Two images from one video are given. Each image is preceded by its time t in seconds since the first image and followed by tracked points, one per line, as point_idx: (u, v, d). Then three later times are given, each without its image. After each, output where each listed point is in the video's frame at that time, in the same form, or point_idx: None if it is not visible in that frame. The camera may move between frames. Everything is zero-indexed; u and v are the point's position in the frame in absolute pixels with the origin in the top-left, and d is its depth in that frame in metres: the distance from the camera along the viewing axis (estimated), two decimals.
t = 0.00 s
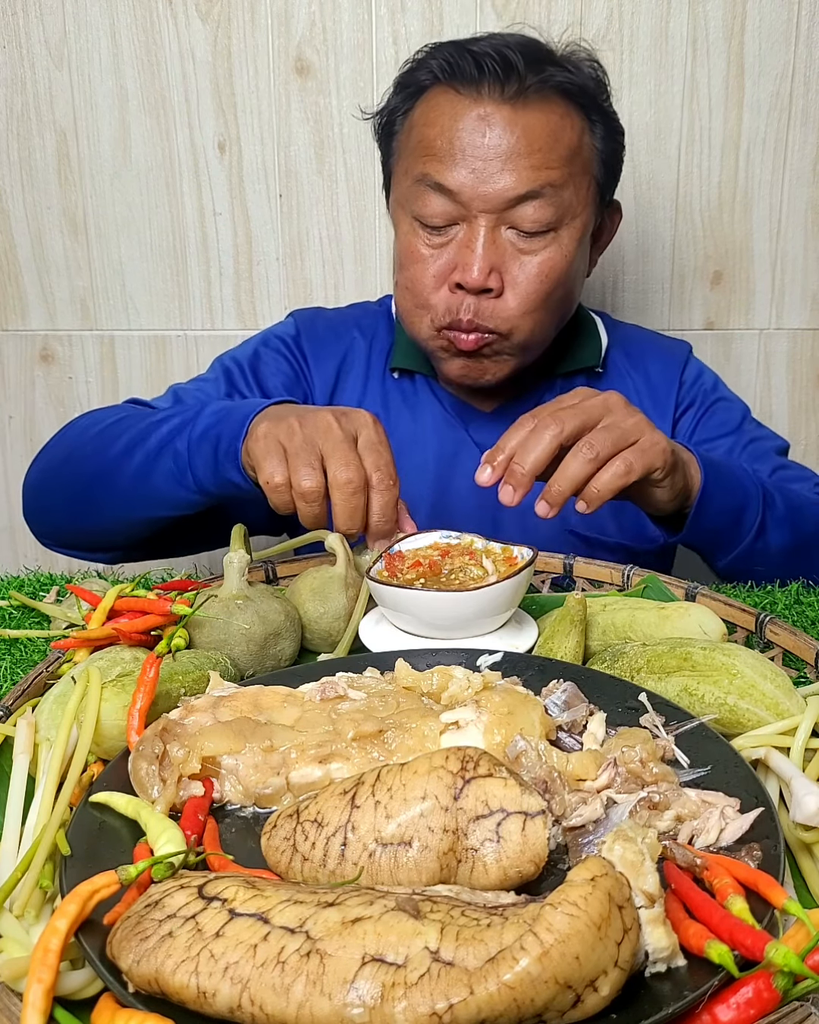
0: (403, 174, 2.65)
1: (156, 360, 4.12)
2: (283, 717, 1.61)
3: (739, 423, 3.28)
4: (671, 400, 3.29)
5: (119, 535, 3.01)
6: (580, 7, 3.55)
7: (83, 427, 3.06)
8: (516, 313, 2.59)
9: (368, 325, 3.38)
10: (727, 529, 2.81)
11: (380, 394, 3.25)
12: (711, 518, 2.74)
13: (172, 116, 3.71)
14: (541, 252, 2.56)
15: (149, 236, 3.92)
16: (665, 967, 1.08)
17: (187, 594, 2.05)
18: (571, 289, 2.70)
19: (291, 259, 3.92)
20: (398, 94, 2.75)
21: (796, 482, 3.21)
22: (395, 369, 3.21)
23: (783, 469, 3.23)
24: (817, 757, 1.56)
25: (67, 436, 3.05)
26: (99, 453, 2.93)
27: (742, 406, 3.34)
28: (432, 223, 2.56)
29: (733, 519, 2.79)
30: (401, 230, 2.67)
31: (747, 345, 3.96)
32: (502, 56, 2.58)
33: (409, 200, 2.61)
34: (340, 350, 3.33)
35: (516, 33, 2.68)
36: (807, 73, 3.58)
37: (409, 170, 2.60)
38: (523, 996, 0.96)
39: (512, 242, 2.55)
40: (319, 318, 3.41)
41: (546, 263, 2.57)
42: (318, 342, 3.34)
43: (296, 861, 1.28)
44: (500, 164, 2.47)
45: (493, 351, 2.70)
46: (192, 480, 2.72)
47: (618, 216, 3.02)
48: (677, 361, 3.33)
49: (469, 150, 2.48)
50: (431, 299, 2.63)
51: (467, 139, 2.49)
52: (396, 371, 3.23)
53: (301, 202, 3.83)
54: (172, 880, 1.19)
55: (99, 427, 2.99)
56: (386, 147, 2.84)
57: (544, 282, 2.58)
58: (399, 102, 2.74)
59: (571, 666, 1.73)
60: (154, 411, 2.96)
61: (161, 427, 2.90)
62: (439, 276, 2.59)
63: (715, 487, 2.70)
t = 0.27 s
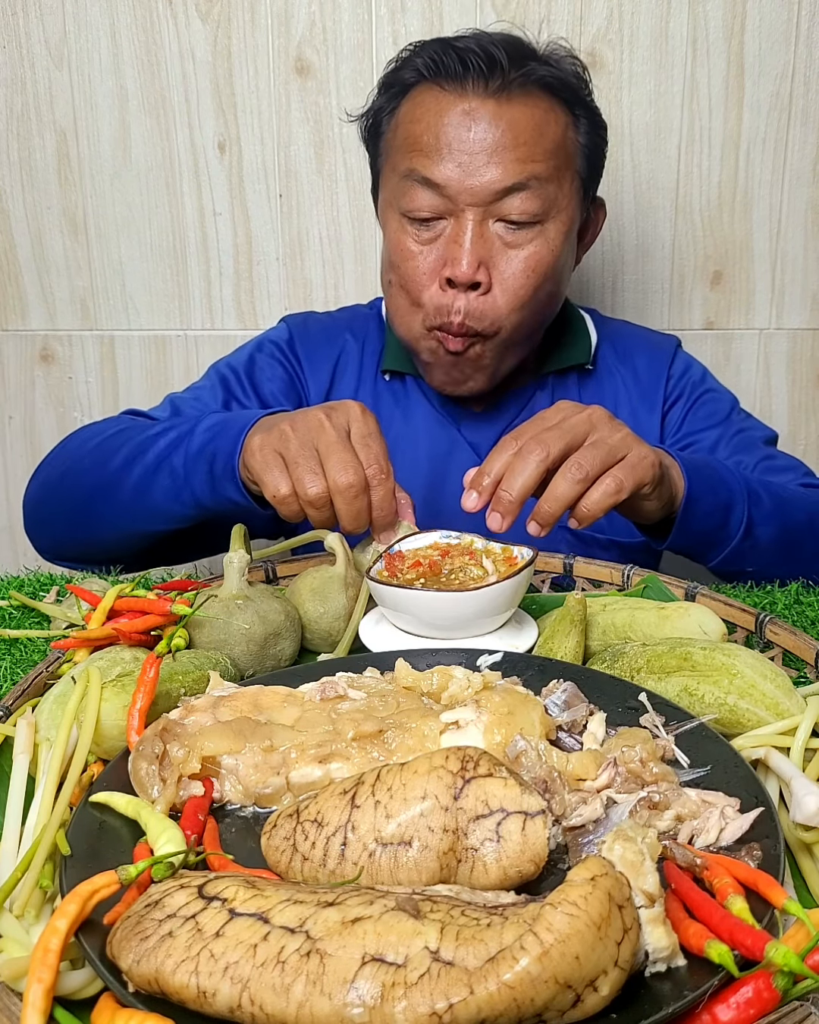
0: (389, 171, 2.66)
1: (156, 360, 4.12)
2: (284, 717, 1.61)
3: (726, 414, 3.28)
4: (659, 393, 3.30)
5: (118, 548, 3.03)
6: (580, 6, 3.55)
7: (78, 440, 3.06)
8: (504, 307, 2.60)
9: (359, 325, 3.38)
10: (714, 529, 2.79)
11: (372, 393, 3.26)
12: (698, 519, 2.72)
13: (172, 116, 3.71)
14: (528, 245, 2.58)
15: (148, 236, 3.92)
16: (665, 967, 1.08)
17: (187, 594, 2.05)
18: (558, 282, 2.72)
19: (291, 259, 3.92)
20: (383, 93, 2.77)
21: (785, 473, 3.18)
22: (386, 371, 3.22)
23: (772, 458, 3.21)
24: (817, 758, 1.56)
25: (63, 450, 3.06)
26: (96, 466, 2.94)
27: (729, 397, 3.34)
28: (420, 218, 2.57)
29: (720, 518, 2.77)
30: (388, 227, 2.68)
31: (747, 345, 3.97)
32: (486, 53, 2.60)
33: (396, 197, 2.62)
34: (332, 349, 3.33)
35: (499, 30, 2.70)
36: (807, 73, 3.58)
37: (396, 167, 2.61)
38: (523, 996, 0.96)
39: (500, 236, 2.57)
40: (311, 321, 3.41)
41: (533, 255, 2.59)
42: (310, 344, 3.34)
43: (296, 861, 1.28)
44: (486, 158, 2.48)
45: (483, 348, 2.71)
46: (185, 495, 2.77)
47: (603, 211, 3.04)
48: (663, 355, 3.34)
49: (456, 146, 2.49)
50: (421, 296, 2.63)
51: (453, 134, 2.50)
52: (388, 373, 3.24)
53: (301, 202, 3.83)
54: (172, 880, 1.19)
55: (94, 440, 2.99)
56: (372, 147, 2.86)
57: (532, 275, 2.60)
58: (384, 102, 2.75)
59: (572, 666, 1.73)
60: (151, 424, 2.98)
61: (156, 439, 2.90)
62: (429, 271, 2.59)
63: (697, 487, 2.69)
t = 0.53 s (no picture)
0: (392, 170, 2.66)
1: (156, 360, 4.12)
2: (284, 717, 1.61)
3: (721, 410, 3.28)
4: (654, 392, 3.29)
5: (110, 561, 3.04)
6: (580, 6, 3.55)
7: (72, 451, 3.11)
8: (507, 309, 2.61)
9: (354, 330, 3.40)
10: (705, 529, 2.79)
11: (368, 396, 3.27)
12: (689, 519, 2.72)
13: (172, 116, 3.71)
14: (531, 247, 2.58)
15: (148, 236, 3.92)
16: (665, 967, 1.08)
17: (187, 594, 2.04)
18: (560, 285, 2.72)
19: (291, 259, 3.92)
20: (385, 92, 2.77)
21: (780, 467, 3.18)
22: (383, 374, 3.23)
23: (766, 454, 3.21)
24: (817, 758, 1.56)
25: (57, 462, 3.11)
26: (87, 477, 2.98)
27: (724, 393, 3.34)
28: (422, 218, 2.57)
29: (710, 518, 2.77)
30: (390, 226, 2.68)
31: (746, 345, 3.97)
32: (490, 53, 2.61)
33: (399, 196, 2.62)
34: (327, 353, 3.34)
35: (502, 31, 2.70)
36: (807, 73, 3.58)
37: (398, 166, 2.61)
38: (523, 996, 0.96)
39: (503, 238, 2.56)
40: (306, 326, 3.43)
41: (537, 258, 2.59)
42: (304, 349, 3.35)
43: (296, 861, 1.28)
44: (491, 159, 2.48)
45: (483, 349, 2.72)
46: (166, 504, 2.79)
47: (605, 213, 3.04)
48: (657, 351, 3.34)
49: (460, 147, 2.49)
50: (421, 296, 2.63)
51: (457, 135, 2.50)
52: (385, 376, 3.25)
53: (301, 202, 3.83)
54: (172, 880, 1.19)
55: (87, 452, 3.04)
56: (372, 146, 2.85)
57: (535, 278, 2.60)
58: (386, 100, 2.75)
59: (572, 666, 1.73)
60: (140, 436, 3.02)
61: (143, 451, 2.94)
62: (430, 272, 2.59)
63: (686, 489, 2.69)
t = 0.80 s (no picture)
0: (393, 166, 2.66)
1: (156, 360, 4.12)
2: (283, 717, 1.61)
3: (717, 405, 3.28)
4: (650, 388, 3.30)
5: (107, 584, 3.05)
6: (579, 6, 3.55)
7: (67, 475, 3.11)
8: (507, 310, 2.60)
9: (350, 335, 3.40)
10: (671, 530, 2.78)
11: (366, 401, 3.27)
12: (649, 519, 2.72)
13: (172, 116, 3.71)
14: (533, 248, 2.58)
15: (149, 236, 3.92)
16: (665, 967, 1.08)
17: (187, 593, 2.04)
18: (561, 288, 2.72)
19: (291, 259, 3.92)
20: (390, 87, 2.77)
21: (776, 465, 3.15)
22: (382, 379, 3.23)
23: (761, 448, 3.19)
24: (817, 758, 1.56)
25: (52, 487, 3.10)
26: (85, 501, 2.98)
27: (722, 387, 3.34)
28: (422, 215, 2.56)
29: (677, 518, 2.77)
30: (390, 223, 2.67)
31: (746, 345, 3.97)
32: (496, 49, 2.61)
33: (399, 192, 2.62)
34: (324, 360, 3.34)
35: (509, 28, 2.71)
36: (807, 73, 3.58)
37: (400, 162, 2.61)
38: (523, 996, 0.96)
39: (504, 238, 2.57)
40: (301, 329, 3.42)
41: (538, 259, 2.59)
42: (300, 355, 3.34)
43: (296, 861, 1.28)
44: (493, 157, 2.48)
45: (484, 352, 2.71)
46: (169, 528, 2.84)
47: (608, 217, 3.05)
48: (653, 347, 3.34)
49: (462, 143, 2.49)
50: (421, 295, 2.63)
51: (460, 131, 2.50)
52: (384, 380, 3.25)
53: (301, 202, 3.83)
54: (172, 880, 1.19)
55: (82, 477, 3.04)
56: (375, 141, 2.86)
57: (537, 279, 2.60)
58: (390, 94, 2.76)
59: (571, 666, 1.73)
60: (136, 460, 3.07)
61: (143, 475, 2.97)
62: (430, 270, 2.58)
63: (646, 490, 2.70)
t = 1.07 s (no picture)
0: (366, 161, 2.68)
1: (156, 360, 4.12)
2: (284, 717, 1.61)
3: (720, 411, 3.28)
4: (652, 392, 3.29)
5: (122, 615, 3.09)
6: (580, 6, 3.55)
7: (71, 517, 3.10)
8: (483, 304, 2.60)
9: (339, 342, 3.40)
10: (683, 539, 2.78)
11: (357, 409, 3.28)
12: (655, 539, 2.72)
13: (172, 115, 3.71)
14: (507, 240, 2.57)
15: (149, 236, 3.92)
16: (665, 967, 1.08)
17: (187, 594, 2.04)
18: (542, 281, 2.70)
19: (291, 259, 3.92)
20: (365, 83, 2.79)
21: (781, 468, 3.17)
22: (374, 385, 3.23)
23: (766, 455, 3.19)
24: (817, 758, 1.56)
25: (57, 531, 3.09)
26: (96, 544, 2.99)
27: (724, 391, 3.34)
28: (394, 210, 2.58)
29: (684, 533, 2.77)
30: (364, 219, 2.70)
31: (746, 345, 3.97)
32: (464, 39, 2.62)
33: (372, 187, 2.64)
34: (313, 371, 3.35)
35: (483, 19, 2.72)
36: (807, 73, 3.58)
37: (371, 156, 2.63)
38: (523, 996, 0.96)
39: (477, 231, 2.56)
40: (290, 340, 3.43)
41: (513, 252, 2.58)
42: (291, 368, 3.36)
43: (296, 860, 1.28)
44: (464, 148, 2.49)
45: (464, 348, 2.71)
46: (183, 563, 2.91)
47: (595, 208, 3.03)
48: (654, 352, 3.34)
49: (432, 135, 2.50)
50: (394, 291, 2.65)
51: (429, 123, 2.51)
52: (375, 387, 3.25)
53: (301, 202, 3.83)
54: (172, 880, 1.19)
55: (88, 519, 3.03)
56: (352, 138, 2.88)
57: (512, 273, 2.59)
58: (365, 89, 2.77)
59: (571, 666, 1.73)
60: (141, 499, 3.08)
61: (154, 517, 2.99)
62: (403, 266, 2.61)
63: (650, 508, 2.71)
